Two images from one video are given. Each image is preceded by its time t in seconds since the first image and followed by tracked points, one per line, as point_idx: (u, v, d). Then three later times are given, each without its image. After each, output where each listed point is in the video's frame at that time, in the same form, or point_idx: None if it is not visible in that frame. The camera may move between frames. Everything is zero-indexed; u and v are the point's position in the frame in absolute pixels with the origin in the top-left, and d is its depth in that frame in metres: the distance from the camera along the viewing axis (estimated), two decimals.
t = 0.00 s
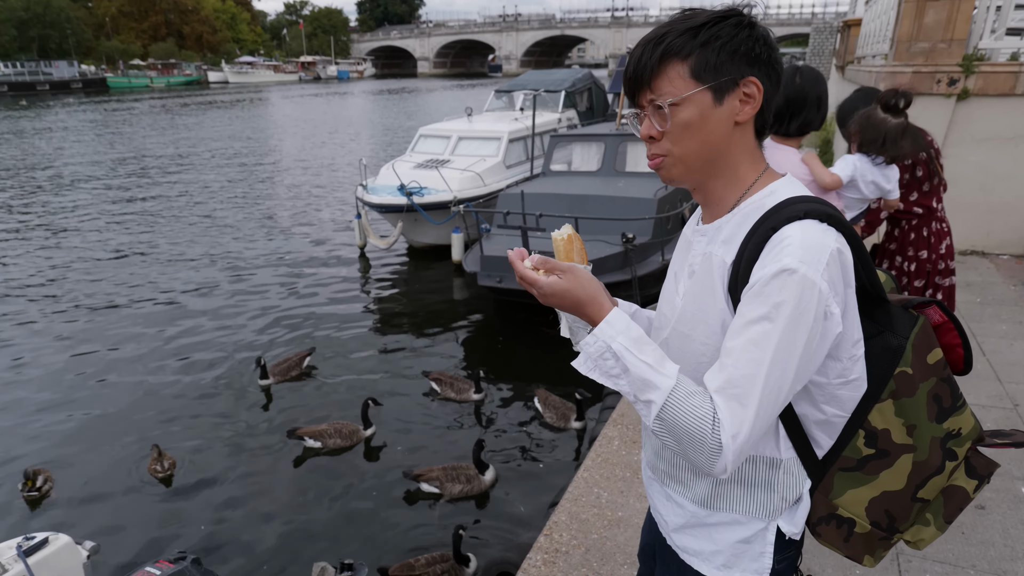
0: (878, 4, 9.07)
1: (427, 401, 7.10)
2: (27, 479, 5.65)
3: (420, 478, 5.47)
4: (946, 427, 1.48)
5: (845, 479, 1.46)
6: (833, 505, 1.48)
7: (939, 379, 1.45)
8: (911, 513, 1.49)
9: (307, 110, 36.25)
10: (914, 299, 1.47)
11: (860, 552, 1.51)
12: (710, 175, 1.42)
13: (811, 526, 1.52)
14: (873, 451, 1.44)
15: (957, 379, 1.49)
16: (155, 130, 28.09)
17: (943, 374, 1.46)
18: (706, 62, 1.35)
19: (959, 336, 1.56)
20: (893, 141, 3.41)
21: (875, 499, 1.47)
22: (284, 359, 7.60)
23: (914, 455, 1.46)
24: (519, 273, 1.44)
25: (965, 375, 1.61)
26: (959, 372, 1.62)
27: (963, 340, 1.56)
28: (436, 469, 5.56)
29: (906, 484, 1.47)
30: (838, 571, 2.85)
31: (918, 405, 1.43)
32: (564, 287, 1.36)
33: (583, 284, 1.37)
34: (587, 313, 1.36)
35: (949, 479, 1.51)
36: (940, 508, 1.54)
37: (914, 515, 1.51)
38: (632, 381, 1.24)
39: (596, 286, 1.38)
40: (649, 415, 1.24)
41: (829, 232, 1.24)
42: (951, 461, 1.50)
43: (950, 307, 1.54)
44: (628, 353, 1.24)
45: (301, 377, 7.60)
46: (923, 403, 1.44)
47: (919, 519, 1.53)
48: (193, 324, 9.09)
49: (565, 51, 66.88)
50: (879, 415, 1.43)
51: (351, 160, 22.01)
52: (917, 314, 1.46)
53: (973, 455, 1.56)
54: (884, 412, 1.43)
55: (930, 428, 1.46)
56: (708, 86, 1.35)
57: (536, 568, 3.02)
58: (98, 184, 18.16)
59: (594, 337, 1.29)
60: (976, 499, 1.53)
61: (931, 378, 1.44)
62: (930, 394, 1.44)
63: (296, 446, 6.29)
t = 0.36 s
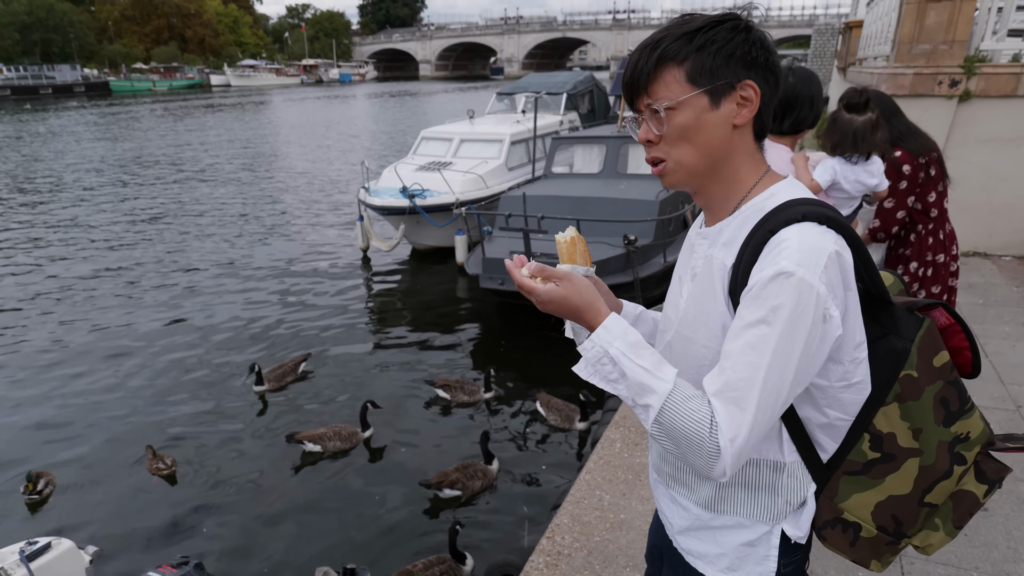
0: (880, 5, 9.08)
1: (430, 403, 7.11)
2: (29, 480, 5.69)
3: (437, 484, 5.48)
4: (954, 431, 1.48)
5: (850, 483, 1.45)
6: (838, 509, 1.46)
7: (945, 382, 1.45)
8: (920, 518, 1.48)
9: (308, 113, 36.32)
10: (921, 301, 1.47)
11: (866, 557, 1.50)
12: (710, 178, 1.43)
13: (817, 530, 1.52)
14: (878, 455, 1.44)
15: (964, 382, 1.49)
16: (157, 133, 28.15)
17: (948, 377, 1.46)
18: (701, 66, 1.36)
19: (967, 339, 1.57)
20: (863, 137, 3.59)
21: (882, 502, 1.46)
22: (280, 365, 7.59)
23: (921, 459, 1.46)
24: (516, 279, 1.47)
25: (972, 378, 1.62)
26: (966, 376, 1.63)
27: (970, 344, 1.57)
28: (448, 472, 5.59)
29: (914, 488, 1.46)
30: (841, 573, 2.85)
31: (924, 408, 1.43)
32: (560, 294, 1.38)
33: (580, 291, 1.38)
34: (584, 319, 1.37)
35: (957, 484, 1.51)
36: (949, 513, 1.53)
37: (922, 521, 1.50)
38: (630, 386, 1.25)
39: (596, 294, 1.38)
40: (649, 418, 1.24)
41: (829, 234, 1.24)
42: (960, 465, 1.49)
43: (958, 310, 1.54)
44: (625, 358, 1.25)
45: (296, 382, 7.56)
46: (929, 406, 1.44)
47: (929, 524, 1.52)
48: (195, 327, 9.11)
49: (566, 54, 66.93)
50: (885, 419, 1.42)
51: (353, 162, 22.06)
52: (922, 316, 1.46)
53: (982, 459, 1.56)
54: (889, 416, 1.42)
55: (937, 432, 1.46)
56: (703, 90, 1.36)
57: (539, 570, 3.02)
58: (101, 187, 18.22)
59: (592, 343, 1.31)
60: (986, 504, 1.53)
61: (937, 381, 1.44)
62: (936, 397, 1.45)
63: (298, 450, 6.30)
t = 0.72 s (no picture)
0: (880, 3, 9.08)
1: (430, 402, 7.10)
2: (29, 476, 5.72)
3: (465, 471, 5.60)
4: (954, 432, 1.48)
5: (848, 480, 1.46)
6: (835, 506, 1.47)
7: (947, 384, 1.45)
8: (916, 518, 1.49)
9: (309, 113, 36.31)
10: (925, 302, 1.46)
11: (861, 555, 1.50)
12: (717, 173, 1.42)
13: (812, 527, 1.53)
14: (877, 453, 1.45)
15: (966, 384, 1.49)
16: (157, 133, 28.17)
17: (951, 378, 1.46)
18: (711, 61, 1.36)
19: (970, 341, 1.57)
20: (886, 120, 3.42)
21: (878, 501, 1.47)
22: (269, 369, 7.49)
23: (920, 459, 1.47)
24: (551, 176, 1.25)
25: (974, 380, 1.62)
26: (968, 379, 1.62)
27: (973, 345, 1.58)
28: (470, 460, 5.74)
29: (911, 487, 1.47)
30: (842, 571, 2.85)
31: (925, 409, 1.43)
32: (610, 214, 1.25)
33: (629, 221, 1.26)
34: (613, 251, 1.26)
35: (955, 485, 1.51)
36: (945, 514, 1.53)
37: (918, 521, 1.50)
38: (642, 334, 1.20)
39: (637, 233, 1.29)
40: (642, 380, 1.19)
41: (833, 231, 1.24)
42: (958, 467, 1.50)
43: (962, 312, 1.53)
44: (647, 303, 1.20)
45: (286, 387, 7.43)
46: (930, 407, 1.44)
47: (924, 524, 1.52)
48: (196, 326, 9.11)
49: (567, 53, 66.82)
50: (885, 417, 1.43)
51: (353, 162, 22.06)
52: (926, 316, 1.45)
53: (980, 462, 1.56)
54: (889, 415, 1.43)
55: (936, 432, 1.46)
56: (714, 85, 1.35)
57: (540, 568, 3.02)
58: (101, 187, 18.22)
59: (617, 280, 1.24)
60: (982, 506, 1.53)
61: (939, 382, 1.44)
62: (937, 398, 1.44)
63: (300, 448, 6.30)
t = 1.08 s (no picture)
0: (881, 4, 9.09)
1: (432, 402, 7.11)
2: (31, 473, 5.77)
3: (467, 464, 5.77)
4: (956, 433, 1.49)
5: (849, 481, 1.45)
6: (836, 507, 1.45)
7: (948, 385, 1.45)
8: (918, 519, 1.49)
9: (310, 114, 36.35)
10: (926, 302, 1.48)
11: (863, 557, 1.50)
12: (719, 174, 1.43)
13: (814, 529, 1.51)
14: (879, 454, 1.44)
15: (968, 385, 1.50)
16: (159, 134, 28.24)
17: (953, 379, 1.46)
18: (711, 61, 1.37)
19: (973, 342, 1.58)
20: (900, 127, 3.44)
21: (881, 502, 1.46)
22: (266, 371, 7.45)
23: (922, 460, 1.46)
24: (530, 160, 1.35)
25: (977, 382, 1.63)
26: (971, 380, 1.63)
27: (976, 346, 1.59)
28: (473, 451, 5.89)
29: (913, 488, 1.46)
30: (843, 572, 2.86)
31: (927, 409, 1.44)
32: (583, 191, 1.32)
33: (603, 200, 1.34)
34: (588, 227, 1.33)
35: (958, 487, 1.52)
36: (949, 516, 1.54)
37: (919, 522, 1.50)
38: (617, 311, 1.24)
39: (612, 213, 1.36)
40: (619, 357, 1.23)
41: (831, 230, 1.25)
42: (960, 469, 1.50)
43: (965, 314, 1.55)
44: (623, 280, 1.25)
45: (284, 388, 7.41)
46: (932, 407, 1.44)
47: (928, 526, 1.54)
48: (197, 327, 9.13)
49: (568, 53, 66.85)
50: (886, 418, 1.42)
51: (354, 163, 22.09)
52: (928, 317, 1.46)
53: (983, 464, 1.57)
54: (891, 416, 1.42)
55: (938, 433, 1.47)
56: (715, 85, 1.36)
57: (541, 569, 3.03)
58: (103, 188, 18.27)
59: (592, 257, 1.29)
60: (985, 508, 1.54)
61: (940, 383, 1.44)
62: (939, 399, 1.45)
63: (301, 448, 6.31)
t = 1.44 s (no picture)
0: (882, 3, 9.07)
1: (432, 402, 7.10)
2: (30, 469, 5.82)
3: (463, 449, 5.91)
4: (956, 431, 1.48)
5: (852, 480, 1.45)
6: (839, 506, 1.46)
7: (949, 383, 1.45)
8: (920, 517, 1.49)
9: (310, 114, 36.33)
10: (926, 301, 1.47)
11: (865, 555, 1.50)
12: (723, 175, 1.42)
13: (816, 528, 1.52)
14: (881, 453, 1.44)
15: (969, 383, 1.49)
16: (159, 134, 28.23)
17: (953, 378, 1.46)
18: (707, 60, 1.36)
19: (972, 340, 1.58)
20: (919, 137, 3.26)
21: (882, 500, 1.46)
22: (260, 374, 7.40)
23: (924, 458, 1.46)
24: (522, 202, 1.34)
25: (976, 380, 1.63)
26: (970, 378, 1.63)
27: (976, 345, 1.58)
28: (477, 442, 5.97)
29: (915, 487, 1.46)
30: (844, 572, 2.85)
31: (929, 408, 1.43)
32: (572, 227, 1.31)
33: (591, 232, 1.33)
34: (581, 260, 1.31)
35: (958, 484, 1.52)
36: (949, 513, 1.54)
37: (921, 520, 1.50)
38: (614, 335, 1.24)
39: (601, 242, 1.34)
40: (621, 379, 1.23)
41: (835, 233, 1.24)
42: (960, 466, 1.50)
43: (965, 312, 1.54)
44: (615, 308, 1.24)
45: (278, 391, 7.36)
46: (933, 406, 1.44)
47: (929, 523, 1.52)
48: (197, 326, 9.13)
49: (568, 53, 66.77)
50: (888, 417, 1.42)
51: (355, 162, 22.09)
52: (929, 317, 1.45)
53: (982, 460, 1.56)
54: (893, 415, 1.42)
55: (940, 431, 1.46)
56: (712, 83, 1.36)
57: (542, 569, 3.02)
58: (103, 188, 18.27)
59: (584, 288, 1.28)
60: (985, 504, 1.53)
61: (942, 381, 1.44)
62: (940, 398, 1.44)
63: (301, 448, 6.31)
